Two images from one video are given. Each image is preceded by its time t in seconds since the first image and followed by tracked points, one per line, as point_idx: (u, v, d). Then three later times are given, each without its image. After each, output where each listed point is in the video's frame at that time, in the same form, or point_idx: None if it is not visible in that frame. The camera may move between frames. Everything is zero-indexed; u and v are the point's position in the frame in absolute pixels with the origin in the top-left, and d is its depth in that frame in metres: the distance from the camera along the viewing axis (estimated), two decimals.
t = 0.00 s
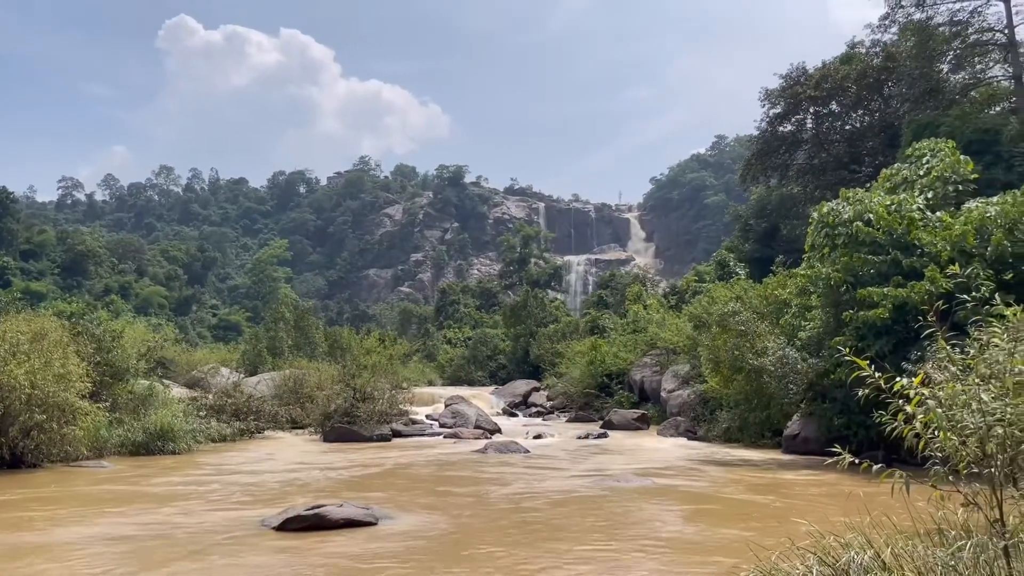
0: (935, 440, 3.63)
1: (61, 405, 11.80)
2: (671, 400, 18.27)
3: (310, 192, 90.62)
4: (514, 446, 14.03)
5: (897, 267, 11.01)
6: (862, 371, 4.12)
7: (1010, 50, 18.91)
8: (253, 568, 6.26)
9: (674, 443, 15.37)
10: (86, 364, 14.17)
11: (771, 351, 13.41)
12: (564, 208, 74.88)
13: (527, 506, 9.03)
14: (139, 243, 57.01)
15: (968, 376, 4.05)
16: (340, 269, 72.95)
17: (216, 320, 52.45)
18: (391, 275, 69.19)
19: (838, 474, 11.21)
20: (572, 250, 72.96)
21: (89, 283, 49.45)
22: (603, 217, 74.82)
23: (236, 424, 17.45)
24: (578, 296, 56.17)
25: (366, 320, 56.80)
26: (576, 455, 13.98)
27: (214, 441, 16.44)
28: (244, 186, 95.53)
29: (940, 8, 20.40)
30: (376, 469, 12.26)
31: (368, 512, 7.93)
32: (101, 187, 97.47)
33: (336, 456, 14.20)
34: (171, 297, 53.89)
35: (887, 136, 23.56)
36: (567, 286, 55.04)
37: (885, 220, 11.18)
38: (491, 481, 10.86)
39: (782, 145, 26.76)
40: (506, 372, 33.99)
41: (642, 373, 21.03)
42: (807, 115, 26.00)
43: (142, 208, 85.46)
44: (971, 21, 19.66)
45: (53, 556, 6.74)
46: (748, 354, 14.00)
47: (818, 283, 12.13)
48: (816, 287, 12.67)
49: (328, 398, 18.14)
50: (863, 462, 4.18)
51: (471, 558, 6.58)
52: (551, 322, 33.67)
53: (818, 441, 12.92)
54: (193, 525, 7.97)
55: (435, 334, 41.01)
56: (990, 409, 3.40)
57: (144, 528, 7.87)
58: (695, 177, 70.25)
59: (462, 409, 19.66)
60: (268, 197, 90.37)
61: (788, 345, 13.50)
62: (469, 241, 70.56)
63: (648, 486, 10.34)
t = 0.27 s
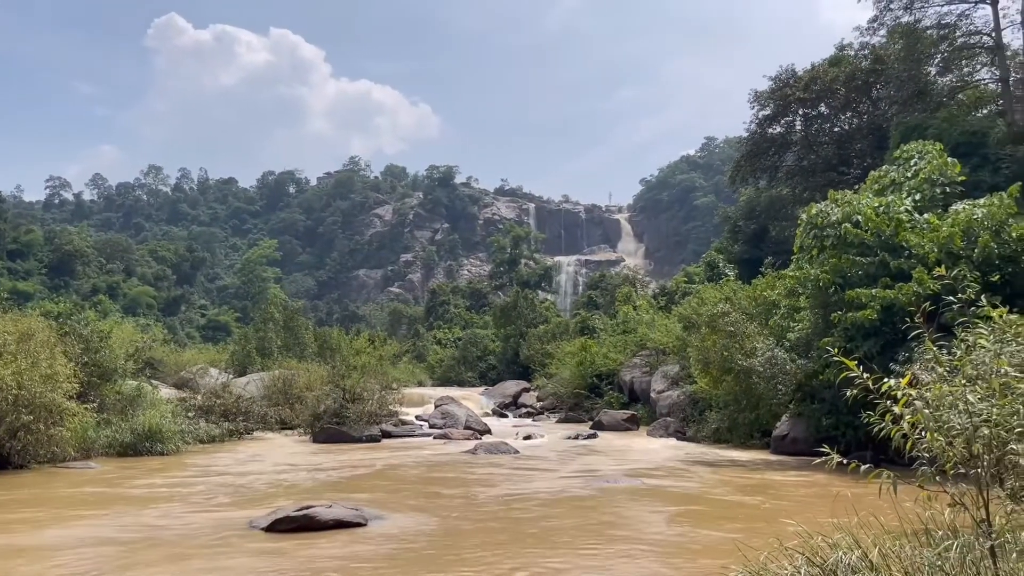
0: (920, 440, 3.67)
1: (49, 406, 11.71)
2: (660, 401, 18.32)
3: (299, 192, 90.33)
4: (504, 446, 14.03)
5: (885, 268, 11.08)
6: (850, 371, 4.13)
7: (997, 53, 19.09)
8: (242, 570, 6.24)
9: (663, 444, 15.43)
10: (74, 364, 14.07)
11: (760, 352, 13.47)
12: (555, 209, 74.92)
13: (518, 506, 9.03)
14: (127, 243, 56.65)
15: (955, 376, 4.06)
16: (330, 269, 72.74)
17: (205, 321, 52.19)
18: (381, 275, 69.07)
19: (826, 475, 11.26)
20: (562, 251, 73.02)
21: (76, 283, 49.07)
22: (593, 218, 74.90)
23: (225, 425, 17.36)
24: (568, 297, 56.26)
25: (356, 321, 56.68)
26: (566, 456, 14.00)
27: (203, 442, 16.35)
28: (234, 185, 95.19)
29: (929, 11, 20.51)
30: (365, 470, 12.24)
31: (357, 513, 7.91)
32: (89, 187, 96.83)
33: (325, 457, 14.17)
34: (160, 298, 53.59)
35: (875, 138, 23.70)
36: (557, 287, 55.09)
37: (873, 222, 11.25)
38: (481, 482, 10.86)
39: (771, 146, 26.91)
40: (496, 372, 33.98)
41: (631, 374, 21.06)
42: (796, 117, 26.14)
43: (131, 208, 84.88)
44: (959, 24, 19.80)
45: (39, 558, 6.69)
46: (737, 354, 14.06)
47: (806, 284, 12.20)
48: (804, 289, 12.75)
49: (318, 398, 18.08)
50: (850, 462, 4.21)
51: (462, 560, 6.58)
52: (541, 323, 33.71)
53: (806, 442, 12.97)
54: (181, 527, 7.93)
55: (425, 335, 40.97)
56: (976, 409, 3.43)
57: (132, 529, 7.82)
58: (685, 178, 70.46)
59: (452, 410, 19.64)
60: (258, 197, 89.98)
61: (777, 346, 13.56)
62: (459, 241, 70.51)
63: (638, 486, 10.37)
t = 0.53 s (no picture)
0: (911, 441, 3.67)
1: (37, 407, 11.63)
2: (652, 402, 18.34)
3: (291, 192, 90.09)
4: (496, 447, 14.01)
5: (876, 270, 11.11)
6: (840, 372, 4.13)
7: (986, 56, 19.25)
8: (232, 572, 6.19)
9: (655, 444, 15.44)
10: (63, 365, 13.98)
11: (750, 353, 13.49)
12: (547, 210, 75.00)
13: (509, 507, 9.01)
14: (117, 242, 56.32)
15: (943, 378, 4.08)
16: (321, 269, 72.55)
17: (196, 321, 51.97)
18: (373, 276, 68.96)
19: (816, 475, 11.29)
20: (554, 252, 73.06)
21: (65, 283, 48.74)
22: (586, 219, 75.00)
23: (216, 426, 17.27)
24: (560, 297, 56.31)
25: (348, 321, 56.56)
26: (557, 456, 13.99)
27: (192, 443, 16.26)
28: (225, 186, 94.86)
29: (919, 14, 20.62)
30: (356, 472, 12.18)
31: (347, 514, 7.88)
32: (79, 186, 96.31)
33: (316, 458, 14.11)
34: (150, 298, 53.34)
35: (866, 140, 23.82)
36: (549, 288, 55.14)
37: (864, 223, 11.28)
38: (473, 483, 10.83)
39: (762, 148, 26.99)
40: (488, 373, 33.97)
41: (623, 375, 21.08)
42: (787, 119, 26.25)
43: (121, 208, 84.41)
44: (949, 27, 19.94)
45: (27, 559, 6.63)
46: (728, 355, 14.07)
47: (797, 286, 12.23)
48: (795, 290, 12.78)
49: (309, 399, 18.01)
50: (840, 463, 4.21)
51: (452, 561, 6.56)
52: (533, 323, 33.75)
53: (797, 443, 12.98)
54: (171, 528, 7.87)
55: (416, 335, 40.92)
56: (966, 411, 3.43)
57: (121, 531, 7.76)
58: (676, 180, 70.68)
59: (444, 411, 19.60)
60: (249, 197, 89.64)
61: (768, 347, 13.59)
62: (451, 242, 70.46)
63: (630, 487, 10.36)
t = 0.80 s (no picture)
0: (902, 442, 3.69)
1: (28, 407, 11.58)
2: (644, 402, 18.37)
3: (284, 192, 89.88)
4: (489, 448, 14.01)
5: (868, 271, 11.13)
6: (832, 373, 4.14)
7: (978, 58, 19.33)
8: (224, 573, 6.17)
9: (647, 445, 15.47)
10: (54, 365, 13.91)
11: (743, 354, 13.52)
12: (540, 211, 75.02)
13: (502, 509, 9.01)
14: (109, 243, 56.04)
15: (935, 379, 4.09)
16: (314, 270, 72.37)
17: (189, 321, 51.79)
18: (366, 276, 68.88)
19: (809, 476, 11.33)
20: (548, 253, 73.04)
21: (57, 283, 48.45)
22: (579, 220, 75.04)
23: (208, 427, 17.21)
24: (554, 298, 56.33)
25: (341, 322, 56.45)
26: (550, 457, 13.99)
27: (185, 444, 16.19)
28: (217, 186, 94.56)
29: (911, 16, 20.70)
30: (349, 473, 12.16)
31: (340, 515, 7.86)
32: (70, 187, 95.89)
33: (308, 459, 14.08)
34: (142, 298, 53.12)
35: (858, 141, 23.87)
36: (542, 289, 55.15)
37: (856, 225, 11.32)
38: (466, 484, 10.83)
39: (755, 149, 27.03)
40: (481, 373, 33.94)
41: (616, 375, 21.11)
42: (780, 120, 26.31)
43: (113, 208, 84.05)
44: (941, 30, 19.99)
45: (17, 562, 6.59)
46: (721, 356, 14.10)
47: (790, 287, 12.26)
48: (788, 291, 12.82)
49: (302, 400, 17.97)
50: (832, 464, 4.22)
51: (445, 562, 6.56)
52: (526, 324, 33.76)
53: (790, 443, 13.01)
54: (162, 530, 7.83)
55: (410, 336, 40.86)
56: (956, 411, 3.44)
57: (112, 533, 7.72)
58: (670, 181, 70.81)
59: (437, 412, 19.58)
60: (241, 197, 89.42)
61: (761, 348, 13.62)
62: (444, 242, 70.39)
63: (623, 488, 10.37)
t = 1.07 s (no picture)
0: (897, 442, 3.69)
1: (21, 408, 11.53)
2: (639, 403, 18.39)
3: (279, 193, 89.73)
4: (483, 449, 14.01)
5: (863, 271, 11.15)
6: (825, 374, 4.15)
7: (971, 59, 19.36)
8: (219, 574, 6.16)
9: (642, 446, 15.48)
10: (48, 365, 13.86)
11: (738, 355, 13.53)
12: (536, 211, 75.03)
13: (497, 509, 9.01)
14: (103, 243, 55.83)
15: (929, 378, 4.10)
16: (309, 270, 72.24)
17: (183, 322, 51.65)
18: (361, 276, 68.81)
19: (803, 476, 11.36)
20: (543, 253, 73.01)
21: (50, 283, 48.25)
22: (574, 221, 75.08)
23: (203, 428, 17.16)
24: (549, 299, 56.35)
25: (336, 323, 56.37)
26: (545, 458, 14.00)
27: (179, 444, 16.14)
28: (212, 186, 94.36)
29: (905, 18, 20.75)
30: (344, 474, 12.14)
31: (335, 516, 7.86)
32: (65, 187, 95.59)
33: (303, 460, 14.06)
34: (137, 299, 53.00)
35: (853, 142, 23.90)
36: (537, 289, 55.15)
37: (851, 226, 11.37)
38: (461, 485, 10.82)
39: (750, 150, 27.04)
40: (476, 374, 33.92)
41: (611, 376, 21.12)
42: (775, 121, 26.33)
43: (107, 208, 83.82)
44: (935, 31, 20.00)
45: (9, 564, 6.56)
46: (716, 357, 14.11)
47: (785, 288, 12.28)
48: (782, 292, 12.84)
49: (296, 400, 17.94)
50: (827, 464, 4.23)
51: (440, 564, 6.56)
52: (521, 325, 33.77)
53: (784, 444, 13.05)
54: (156, 531, 7.81)
55: (405, 336, 40.83)
56: (950, 412, 3.46)
57: (106, 535, 7.70)
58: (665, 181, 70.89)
59: (432, 412, 19.56)
60: (236, 197, 89.23)
61: (756, 349, 13.64)
62: (439, 243, 70.34)
63: (618, 489, 10.38)
